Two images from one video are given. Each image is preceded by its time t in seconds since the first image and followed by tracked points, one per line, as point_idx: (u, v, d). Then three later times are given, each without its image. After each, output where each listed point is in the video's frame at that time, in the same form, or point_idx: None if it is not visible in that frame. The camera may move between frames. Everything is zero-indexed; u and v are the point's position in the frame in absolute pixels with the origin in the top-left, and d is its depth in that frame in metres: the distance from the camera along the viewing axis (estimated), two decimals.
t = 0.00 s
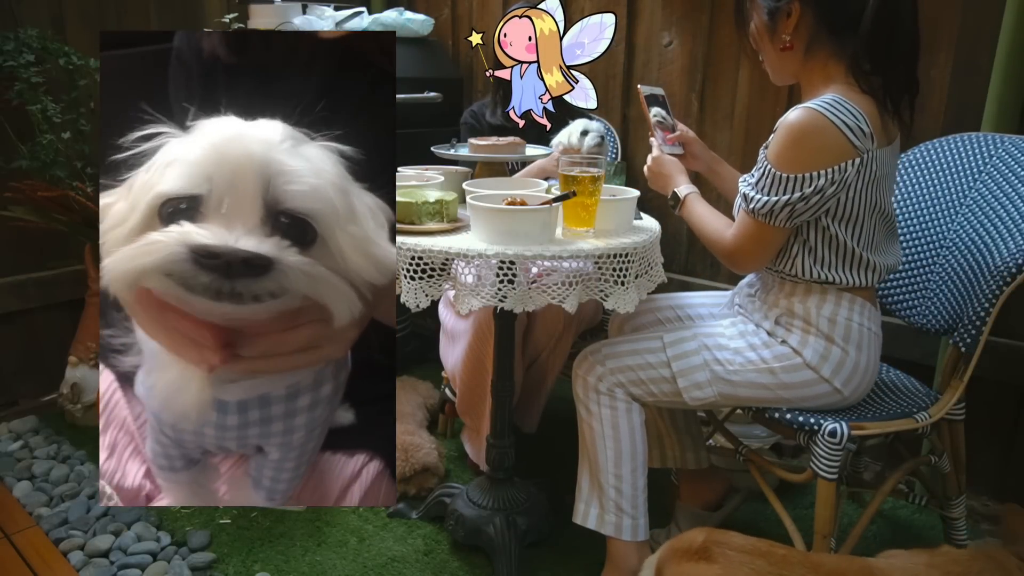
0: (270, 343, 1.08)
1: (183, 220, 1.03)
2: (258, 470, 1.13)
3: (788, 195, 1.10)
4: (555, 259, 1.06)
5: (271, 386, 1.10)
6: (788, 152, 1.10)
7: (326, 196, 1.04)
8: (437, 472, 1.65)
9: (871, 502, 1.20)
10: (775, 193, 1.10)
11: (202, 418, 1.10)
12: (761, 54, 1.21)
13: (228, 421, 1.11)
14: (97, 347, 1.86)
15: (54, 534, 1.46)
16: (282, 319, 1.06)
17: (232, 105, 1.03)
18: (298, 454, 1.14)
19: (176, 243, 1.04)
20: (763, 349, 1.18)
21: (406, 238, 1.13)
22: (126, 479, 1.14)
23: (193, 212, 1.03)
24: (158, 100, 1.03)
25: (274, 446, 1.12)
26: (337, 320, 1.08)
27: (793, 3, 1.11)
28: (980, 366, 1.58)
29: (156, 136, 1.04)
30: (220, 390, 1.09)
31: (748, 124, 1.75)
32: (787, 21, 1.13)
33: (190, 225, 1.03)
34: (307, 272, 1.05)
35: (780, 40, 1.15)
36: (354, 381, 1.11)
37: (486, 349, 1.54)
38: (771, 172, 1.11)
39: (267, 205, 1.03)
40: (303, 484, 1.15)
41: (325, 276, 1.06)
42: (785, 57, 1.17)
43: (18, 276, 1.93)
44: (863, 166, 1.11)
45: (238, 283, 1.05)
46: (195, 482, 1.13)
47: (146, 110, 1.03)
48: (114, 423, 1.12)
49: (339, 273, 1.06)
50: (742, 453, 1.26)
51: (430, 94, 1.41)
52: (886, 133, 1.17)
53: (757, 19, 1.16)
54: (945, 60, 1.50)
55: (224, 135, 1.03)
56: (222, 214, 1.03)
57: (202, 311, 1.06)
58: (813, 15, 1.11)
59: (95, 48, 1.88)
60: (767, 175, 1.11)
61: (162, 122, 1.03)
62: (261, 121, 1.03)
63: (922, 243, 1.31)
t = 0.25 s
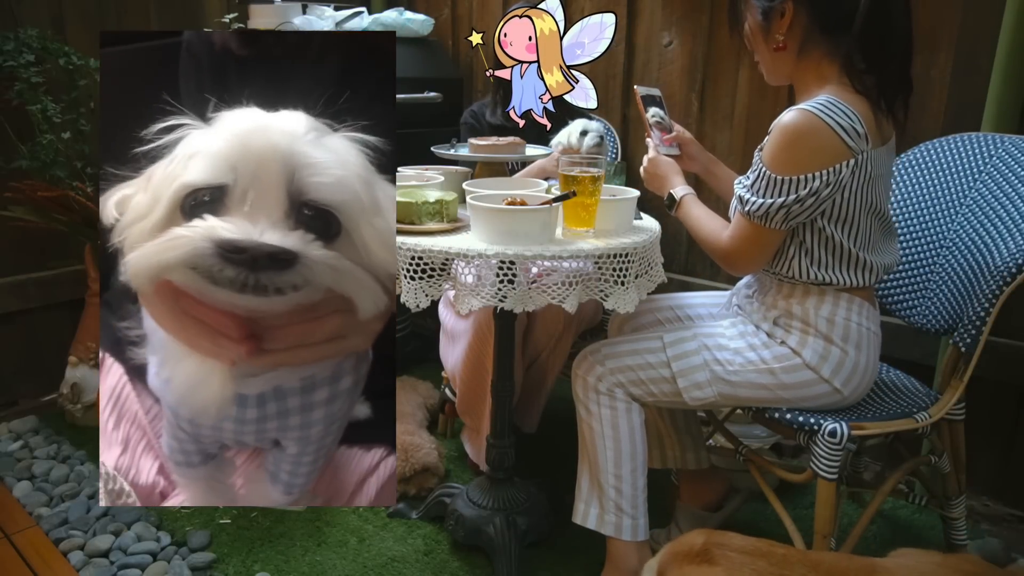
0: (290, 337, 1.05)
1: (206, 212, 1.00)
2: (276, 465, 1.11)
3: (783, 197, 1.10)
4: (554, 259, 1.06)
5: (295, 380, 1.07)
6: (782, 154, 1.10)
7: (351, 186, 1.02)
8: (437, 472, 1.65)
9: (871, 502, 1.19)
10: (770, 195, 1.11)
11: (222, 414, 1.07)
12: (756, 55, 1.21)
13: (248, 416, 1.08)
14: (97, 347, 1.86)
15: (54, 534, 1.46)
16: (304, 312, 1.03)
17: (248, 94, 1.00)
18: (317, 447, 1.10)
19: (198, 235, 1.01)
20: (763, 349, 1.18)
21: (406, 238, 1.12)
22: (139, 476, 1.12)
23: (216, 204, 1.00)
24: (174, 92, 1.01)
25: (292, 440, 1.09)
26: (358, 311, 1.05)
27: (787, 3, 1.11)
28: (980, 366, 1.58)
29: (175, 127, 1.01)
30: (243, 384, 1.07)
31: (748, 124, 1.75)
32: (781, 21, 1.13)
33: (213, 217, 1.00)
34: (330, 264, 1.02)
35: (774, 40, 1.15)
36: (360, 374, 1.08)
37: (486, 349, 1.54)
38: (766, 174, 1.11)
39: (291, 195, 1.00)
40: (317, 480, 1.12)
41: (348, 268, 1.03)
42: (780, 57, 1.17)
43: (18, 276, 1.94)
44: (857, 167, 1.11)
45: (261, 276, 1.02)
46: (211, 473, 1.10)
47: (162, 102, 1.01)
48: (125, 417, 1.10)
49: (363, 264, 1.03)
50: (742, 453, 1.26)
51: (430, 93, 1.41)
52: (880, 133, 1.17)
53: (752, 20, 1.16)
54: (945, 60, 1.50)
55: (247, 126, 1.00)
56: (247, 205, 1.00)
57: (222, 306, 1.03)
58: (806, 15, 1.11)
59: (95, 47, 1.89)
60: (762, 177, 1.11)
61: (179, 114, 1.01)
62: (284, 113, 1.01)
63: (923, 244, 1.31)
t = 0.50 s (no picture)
0: (296, 329, 1.03)
1: (210, 201, 0.98)
2: (283, 460, 1.10)
3: (777, 195, 1.10)
4: (554, 259, 1.06)
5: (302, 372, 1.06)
6: (775, 152, 1.10)
7: (357, 174, 1.00)
8: (437, 472, 1.65)
9: (871, 502, 1.20)
10: (764, 193, 1.11)
11: (229, 407, 1.06)
12: (754, 54, 1.21)
13: (255, 410, 1.07)
14: (97, 347, 1.86)
15: (54, 534, 1.46)
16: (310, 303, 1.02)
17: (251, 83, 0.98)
18: (324, 442, 1.10)
19: (203, 226, 0.99)
20: (763, 350, 1.18)
21: (406, 238, 1.12)
22: (146, 473, 1.10)
23: (219, 194, 0.98)
24: (175, 82, 0.98)
25: (300, 434, 1.09)
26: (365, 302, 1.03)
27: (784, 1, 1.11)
28: (980, 366, 1.58)
29: (177, 117, 0.99)
30: (248, 377, 1.05)
31: (748, 124, 1.75)
32: (779, 20, 1.13)
33: (217, 207, 0.98)
34: (337, 254, 1.01)
35: (772, 38, 1.15)
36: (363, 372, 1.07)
37: (486, 349, 1.54)
38: (759, 172, 1.11)
39: (296, 184, 0.98)
40: (324, 473, 1.11)
41: (355, 258, 1.01)
42: (778, 55, 1.17)
43: (18, 276, 1.93)
44: (851, 165, 1.11)
45: (266, 266, 1.00)
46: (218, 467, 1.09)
47: (162, 93, 0.99)
48: (130, 414, 1.08)
49: (370, 254, 1.01)
50: (742, 453, 1.26)
51: (430, 93, 1.41)
52: (875, 131, 1.17)
53: (750, 18, 1.16)
54: (945, 60, 1.50)
55: (248, 114, 0.98)
56: (251, 195, 0.99)
57: (226, 297, 1.02)
58: (804, 13, 1.12)
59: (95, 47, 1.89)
60: (756, 175, 1.12)
61: (181, 104, 0.98)
62: (287, 101, 0.99)
63: (923, 244, 1.31)
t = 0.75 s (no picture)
0: (288, 315, 1.02)
1: (202, 187, 0.97)
2: (287, 449, 1.09)
3: (780, 201, 1.09)
4: (554, 260, 1.06)
5: (299, 359, 1.04)
6: (777, 156, 1.10)
7: (349, 156, 0.99)
8: (437, 472, 1.65)
9: (871, 502, 1.19)
10: (767, 199, 1.10)
11: (228, 399, 1.05)
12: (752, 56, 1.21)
13: (257, 399, 1.05)
14: (97, 347, 1.86)
15: (54, 534, 1.46)
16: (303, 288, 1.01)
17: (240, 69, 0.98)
18: (329, 429, 1.09)
19: (195, 213, 0.98)
20: (763, 349, 1.18)
21: (406, 238, 1.12)
22: (148, 468, 1.10)
23: (211, 180, 0.97)
24: (164, 71, 0.99)
25: (304, 422, 1.08)
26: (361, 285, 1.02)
27: (782, 3, 1.11)
28: (980, 366, 1.58)
29: (167, 105, 0.99)
30: (243, 366, 1.04)
31: (749, 124, 1.75)
32: (776, 22, 1.13)
33: (209, 194, 0.97)
34: (331, 238, 1.00)
35: (770, 41, 1.15)
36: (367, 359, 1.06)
37: (486, 349, 1.54)
38: (762, 178, 1.11)
39: (289, 167, 0.98)
40: (328, 463, 1.11)
41: (350, 241, 1.00)
42: (776, 57, 1.17)
43: (18, 276, 1.94)
44: (853, 170, 1.11)
45: (259, 251, 0.99)
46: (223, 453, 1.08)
47: (152, 82, 0.99)
48: (132, 410, 1.07)
49: (365, 237, 1.01)
50: (742, 453, 1.26)
51: (430, 94, 1.41)
52: (876, 133, 1.17)
53: (747, 20, 1.16)
54: (945, 60, 1.50)
55: (239, 99, 0.97)
56: (245, 181, 0.98)
57: (220, 283, 1.01)
58: (801, 15, 1.11)
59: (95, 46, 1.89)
60: (759, 181, 1.11)
61: (170, 92, 0.98)
62: (276, 83, 0.98)
63: (923, 244, 1.31)
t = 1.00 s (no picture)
0: (300, 323, 1.02)
1: (215, 196, 0.98)
2: (288, 452, 1.09)
3: (776, 200, 1.09)
4: (554, 259, 1.06)
5: (309, 365, 1.04)
6: (774, 156, 1.10)
7: (362, 164, 0.99)
8: (437, 472, 1.65)
9: (871, 502, 1.19)
10: (764, 198, 1.10)
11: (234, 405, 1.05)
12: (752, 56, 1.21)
13: (262, 403, 1.06)
14: (97, 347, 1.86)
15: (54, 534, 1.46)
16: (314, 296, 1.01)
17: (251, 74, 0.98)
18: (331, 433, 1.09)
19: (208, 223, 0.98)
20: (763, 349, 1.18)
21: (406, 238, 1.12)
22: (146, 467, 1.09)
23: (225, 189, 0.97)
24: (175, 75, 0.98)
25: (306, 426, 1.07)
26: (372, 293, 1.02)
27: (781, 3, 1.11)
28: (980, 366, 1.58)
29: (178, 111, 0.98)
30: (255, 372, 1.04)
31: (749, 123, 1.75)
32: (776, 21, 1.13)
33: (222, 203, 0.98)
34: (343, 247, 1.00)
35: (769, 40, 1.15)
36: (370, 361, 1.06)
37: (486, 349, 1.54)
38: (759, 177, 1.10)
39: (301, 177, 0.98)
40: (330, 465, 1.10)
41: (362, 250, 1.01)
42: (776, 57, 1.17)
43: (18, 276, 1.93)
44: (850, 168, 1.11)
45: (271, 261, 0.99)
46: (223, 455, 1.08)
47: (161, 86, 0.99)
48: (129, 409, 1.06)
49: (376, 245, 1.01)
50: (742, 453, 1.26)
51: (430, 93, 1.41)
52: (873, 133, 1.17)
53: (747, 20, 1.16)
54: (945, 60, 1.50)
55: (252, 108, 0.97)
56: (258, 191, 0.98)
57: (232, 291, 1.01)
58: (801, 15, 1.11)
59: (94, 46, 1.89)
60: (755, 180, 1.11)
61: (181, 97, 0.98)
62: (290, 92, 0.98)
63: (922, 244, 1.31)
